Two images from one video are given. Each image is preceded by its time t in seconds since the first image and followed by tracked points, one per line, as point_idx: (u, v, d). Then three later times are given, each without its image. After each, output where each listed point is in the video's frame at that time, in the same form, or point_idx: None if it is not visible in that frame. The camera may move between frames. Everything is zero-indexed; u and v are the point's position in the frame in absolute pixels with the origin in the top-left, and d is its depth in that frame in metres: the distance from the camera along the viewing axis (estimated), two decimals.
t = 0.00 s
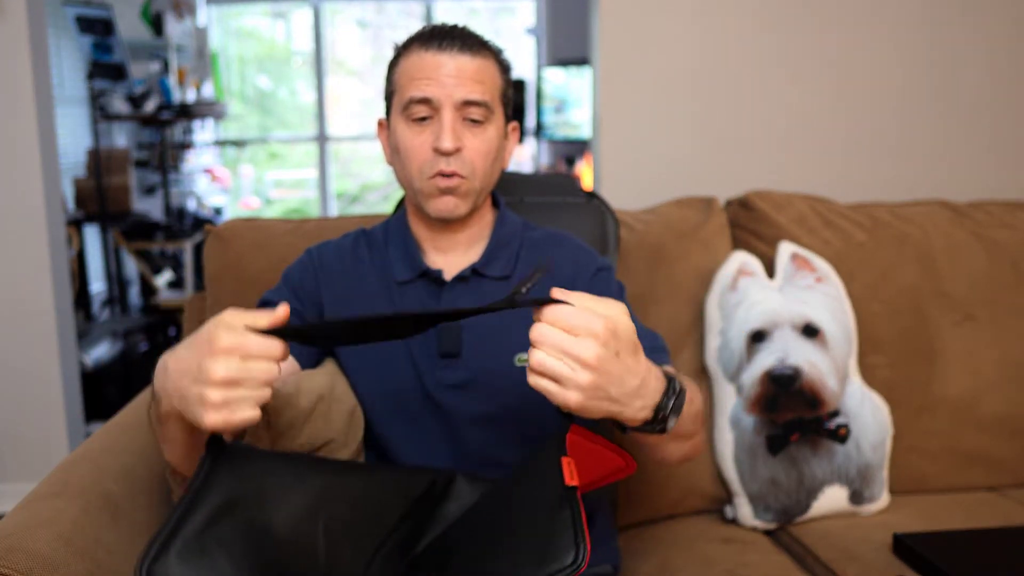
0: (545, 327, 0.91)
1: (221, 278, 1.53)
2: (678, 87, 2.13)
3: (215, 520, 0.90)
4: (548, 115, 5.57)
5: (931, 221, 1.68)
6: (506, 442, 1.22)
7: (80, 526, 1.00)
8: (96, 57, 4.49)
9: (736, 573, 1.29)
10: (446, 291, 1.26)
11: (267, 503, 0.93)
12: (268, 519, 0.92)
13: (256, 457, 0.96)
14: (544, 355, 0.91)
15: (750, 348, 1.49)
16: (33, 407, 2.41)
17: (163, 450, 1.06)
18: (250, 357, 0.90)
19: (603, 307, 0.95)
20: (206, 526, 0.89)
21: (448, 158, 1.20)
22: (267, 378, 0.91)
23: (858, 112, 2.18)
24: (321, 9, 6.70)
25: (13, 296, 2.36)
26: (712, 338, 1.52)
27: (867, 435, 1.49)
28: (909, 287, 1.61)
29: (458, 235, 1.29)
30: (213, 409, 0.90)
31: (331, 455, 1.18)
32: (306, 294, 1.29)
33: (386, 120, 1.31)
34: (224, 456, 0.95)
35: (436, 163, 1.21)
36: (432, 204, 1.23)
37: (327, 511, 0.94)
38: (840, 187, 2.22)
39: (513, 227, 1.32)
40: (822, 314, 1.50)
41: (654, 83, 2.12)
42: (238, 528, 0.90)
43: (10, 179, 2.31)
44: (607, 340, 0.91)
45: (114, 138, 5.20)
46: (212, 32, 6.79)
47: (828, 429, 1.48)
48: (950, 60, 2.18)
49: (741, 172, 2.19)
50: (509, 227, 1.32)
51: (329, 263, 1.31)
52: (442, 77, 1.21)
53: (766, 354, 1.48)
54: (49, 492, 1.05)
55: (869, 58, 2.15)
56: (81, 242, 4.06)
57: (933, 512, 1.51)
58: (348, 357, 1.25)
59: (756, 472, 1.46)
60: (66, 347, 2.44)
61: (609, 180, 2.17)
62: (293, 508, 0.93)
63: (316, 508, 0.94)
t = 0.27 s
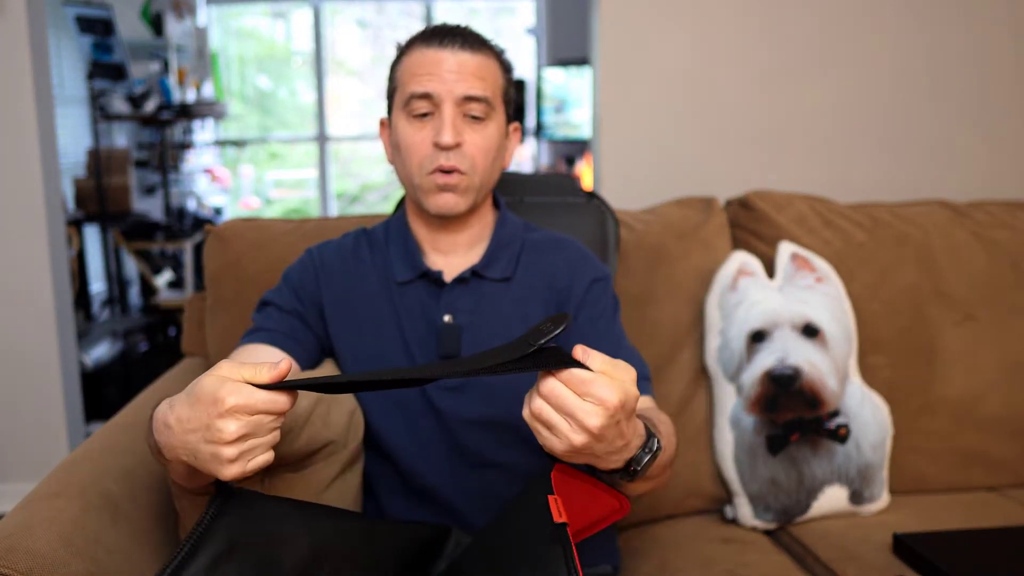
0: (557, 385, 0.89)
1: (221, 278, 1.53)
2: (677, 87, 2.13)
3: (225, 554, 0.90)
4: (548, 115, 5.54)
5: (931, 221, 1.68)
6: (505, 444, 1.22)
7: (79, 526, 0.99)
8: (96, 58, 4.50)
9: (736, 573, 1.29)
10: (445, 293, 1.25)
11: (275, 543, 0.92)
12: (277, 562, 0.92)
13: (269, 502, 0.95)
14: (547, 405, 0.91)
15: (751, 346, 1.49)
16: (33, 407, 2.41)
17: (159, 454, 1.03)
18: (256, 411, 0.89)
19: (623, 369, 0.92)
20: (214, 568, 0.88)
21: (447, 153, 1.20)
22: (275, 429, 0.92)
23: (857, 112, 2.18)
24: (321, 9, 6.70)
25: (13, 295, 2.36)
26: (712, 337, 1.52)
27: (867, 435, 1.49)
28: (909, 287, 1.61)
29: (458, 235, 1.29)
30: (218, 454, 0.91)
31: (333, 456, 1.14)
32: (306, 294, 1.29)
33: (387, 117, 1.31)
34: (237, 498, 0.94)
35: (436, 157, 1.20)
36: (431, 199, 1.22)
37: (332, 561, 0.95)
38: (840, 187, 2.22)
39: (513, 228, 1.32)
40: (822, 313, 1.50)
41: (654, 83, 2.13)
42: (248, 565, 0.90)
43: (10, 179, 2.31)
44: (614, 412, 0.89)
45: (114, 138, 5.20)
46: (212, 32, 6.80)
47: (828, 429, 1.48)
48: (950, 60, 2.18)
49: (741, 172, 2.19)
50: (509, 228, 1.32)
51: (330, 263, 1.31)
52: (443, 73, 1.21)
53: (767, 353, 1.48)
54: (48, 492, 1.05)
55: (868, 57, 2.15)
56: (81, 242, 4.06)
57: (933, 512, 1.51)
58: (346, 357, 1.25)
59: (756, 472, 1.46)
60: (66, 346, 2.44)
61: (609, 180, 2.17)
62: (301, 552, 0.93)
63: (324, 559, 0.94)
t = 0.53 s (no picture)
0: (555, 379, 0.89)
1: (221, 278, 1.53)
2: (677, 87, 2.13)
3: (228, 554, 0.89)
4: (548, 115, 5.55)
5: (931, 221, 1.68)
6: (505, 444, 1.22)
7: (79, 526, 0.99)
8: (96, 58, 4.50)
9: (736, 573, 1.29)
10: (444, 293, 1.25)
11: (276, 541, 0.92)
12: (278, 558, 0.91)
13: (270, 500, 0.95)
14: (545, 399, 0.91)
15: (749, 347, 1.49)
16: (33, 407, 2.41)
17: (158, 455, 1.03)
18: (252, 411, 0.89)
19: (619, 363, 0.92)
20: (216, 567, 0.88)
21: (438, 155, 1.20)
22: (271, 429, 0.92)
23: (857, 112, 2.18)
24: (321, 9, 6.70)
25: (13, 295, 2.36)
26: (712, 338, 1.53)
27: (867, 435, 1.49)
28: (909, 287, 1.61)
29: (455, 236, 1.29)
30: (214, 451, 0.91)
31: (333, 456, 1.14)
32: (306, 295, 1.29)
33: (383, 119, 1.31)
34: (238, 498, 0.94)
35: (426, 160, 1.20)
36: (423, 200, 1.22)
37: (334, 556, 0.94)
38: (840, 187, 2.22)
39: (513, 228, 1.32)
40: (820, 314, 1.50)
41: (654, 83, 2.12)
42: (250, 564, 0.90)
43: (10, 179, 2.31)
44: (612, 404, 0.89)
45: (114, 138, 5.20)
46: (212, 32, 6.80)
47: (828, 429, 1.48)
48: (950, 60, 2.18)
49: (741, 172, 2.19)
50: (508, 229, 1.32)
51: (329, 263, 1.31)
52: (435, 74, 1.22)
53: (766, 353, 1.48)
54: (48, 492, 1.05)
55: (869, 57, 2.15)
56: (81, 242, 4.06)
57: (933, 512, 1.51)
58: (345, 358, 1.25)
59: (756, 472, 1.46)
60: (66, 346, 2.44)
61: (609, 180, 2.17)
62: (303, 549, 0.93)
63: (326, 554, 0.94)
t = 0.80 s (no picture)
0: (567, 363, 0.88)
1: (222, 278, 1.53)
2: (677, 87, 2.13)
3: (220, 544, 0.87)
4: (548, 115, 5.54)
5: (931, 221, 1.68)
6: (504, 444, 1.22)
7: (79, 526, 0.99)
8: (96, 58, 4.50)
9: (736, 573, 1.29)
10: (442, 294, 1.26)
11: (269, 527, 0.90)
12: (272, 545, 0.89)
13: (264, 482, 0.92)
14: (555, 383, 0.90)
15: (747, 348, 1.49)
16: (33, 408, 2.41)
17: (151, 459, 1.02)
18: (234, 411, 0.86)
19: (625, 344, 0.95)
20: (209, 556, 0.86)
21: (434, 158, 1.20)
22: (244, 447, 0.88)
23: (857, 112, 2.18)
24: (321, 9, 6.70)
25: (13, 296, 2.36)
26: (712, 337, 1.52)
27: (867, 435, 1.49)
28: (909, 287, 1.61)
29: (452, 237, 1.29)
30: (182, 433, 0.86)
31: (333, 455, 1.14)
32: (304, 296, 1.29)
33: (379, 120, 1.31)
34: (229, 485, 0.91)
35: (423, 163, 1.20)
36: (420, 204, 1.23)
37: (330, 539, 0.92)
38: (840, 187, 2.22)
39: (511, 229, 1.32)
40: (818, 314, 1.50)
41: (654, 83, 2.12)
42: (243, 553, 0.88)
43: (10, 180, 2.31)
44: (624, 383, 0.89)
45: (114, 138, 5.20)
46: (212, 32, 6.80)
47: (828, 429, 1.48)
48: (950, 60, 2.18)
49: (742, 173, 2.19)
50: (507, 229, 1.32)
51: (327, 264, 1.31)
52: (430, 76, 1.21)
53: (765, 354, 1.48)
54: (48, 492, 1.05)
55: (869, 57, 2.15)
56: (81, 242, 4.06)
57: (933, 512, 1.51)
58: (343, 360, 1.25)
59: (756, 472, 1.46)
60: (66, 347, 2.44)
61: (610, 180, 2.17)
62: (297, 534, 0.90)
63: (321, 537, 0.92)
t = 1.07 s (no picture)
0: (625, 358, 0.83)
1: (222, 278, 1.53)
2: (677, 86, 2.13)
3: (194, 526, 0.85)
4: (548, 115, 5.58)
5: (931, 221, 1.69)
6: (504, 446, 1.22)
7: (80, 527, 0.99)
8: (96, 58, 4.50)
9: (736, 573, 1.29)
10: (444, 294, 1.25)
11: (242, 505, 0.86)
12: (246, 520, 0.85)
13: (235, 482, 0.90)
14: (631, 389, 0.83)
15: (744, 348, 1.49)
16: (33, 408, 2.41)
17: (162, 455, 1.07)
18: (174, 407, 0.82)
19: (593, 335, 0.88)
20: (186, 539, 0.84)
21: (429, 161, 1.20)
22: (146, 430, 0.82)
23: (858, 112, 2.18)
24: (321, 9, 6.70)
25: (14, 296, 2.36)
26: (711, 338, 1.52)
27: (866, 436, 1.49)
28: (909, 287, 1.61)
29: (450, 238, 1.29)
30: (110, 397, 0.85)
31: (328, 457, 1.14)
32: (303, 298, 1.29)
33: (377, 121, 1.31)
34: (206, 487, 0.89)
35: (417, 165, 1.20)
36: (416, 206, 1.23)
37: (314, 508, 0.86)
38: (840, 187, 2.22)
39: (511, 230, 1.32)
40: (816, 315, 1.50)
41: (654, 83, 2.12)
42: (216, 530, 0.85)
43: (10, 180, 2.31)
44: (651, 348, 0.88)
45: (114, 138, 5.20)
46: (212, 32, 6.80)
47: (828, 429, 1.48)
48: (950, 60, 2.18)
49: (742, 172, 2.19)
50: (507, 230, 1.32)
51: (326, 265, 1.31)
52: (424, 79, 1.21)
53: (765, 354, 1.48)
54: (48, 492, 1.05)
55: (869, 57, 2.15)
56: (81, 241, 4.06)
57: (933, 512, 1.51)
58: (342, 362, 1.25)
59: (756, 472, 1.46)
60: (66, 347, 2.44)
61: (610, 180, 2.17)
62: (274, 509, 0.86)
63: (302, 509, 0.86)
